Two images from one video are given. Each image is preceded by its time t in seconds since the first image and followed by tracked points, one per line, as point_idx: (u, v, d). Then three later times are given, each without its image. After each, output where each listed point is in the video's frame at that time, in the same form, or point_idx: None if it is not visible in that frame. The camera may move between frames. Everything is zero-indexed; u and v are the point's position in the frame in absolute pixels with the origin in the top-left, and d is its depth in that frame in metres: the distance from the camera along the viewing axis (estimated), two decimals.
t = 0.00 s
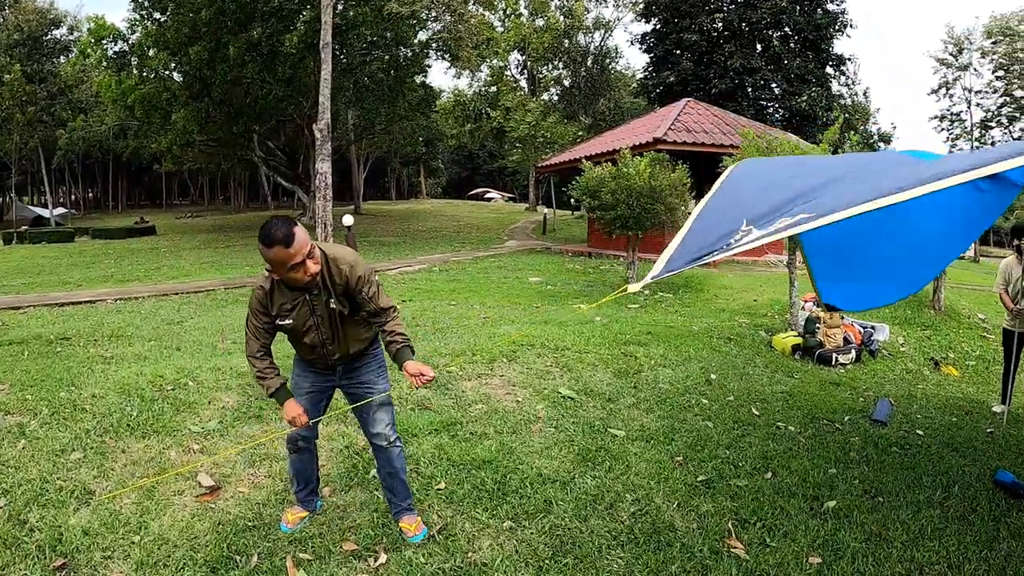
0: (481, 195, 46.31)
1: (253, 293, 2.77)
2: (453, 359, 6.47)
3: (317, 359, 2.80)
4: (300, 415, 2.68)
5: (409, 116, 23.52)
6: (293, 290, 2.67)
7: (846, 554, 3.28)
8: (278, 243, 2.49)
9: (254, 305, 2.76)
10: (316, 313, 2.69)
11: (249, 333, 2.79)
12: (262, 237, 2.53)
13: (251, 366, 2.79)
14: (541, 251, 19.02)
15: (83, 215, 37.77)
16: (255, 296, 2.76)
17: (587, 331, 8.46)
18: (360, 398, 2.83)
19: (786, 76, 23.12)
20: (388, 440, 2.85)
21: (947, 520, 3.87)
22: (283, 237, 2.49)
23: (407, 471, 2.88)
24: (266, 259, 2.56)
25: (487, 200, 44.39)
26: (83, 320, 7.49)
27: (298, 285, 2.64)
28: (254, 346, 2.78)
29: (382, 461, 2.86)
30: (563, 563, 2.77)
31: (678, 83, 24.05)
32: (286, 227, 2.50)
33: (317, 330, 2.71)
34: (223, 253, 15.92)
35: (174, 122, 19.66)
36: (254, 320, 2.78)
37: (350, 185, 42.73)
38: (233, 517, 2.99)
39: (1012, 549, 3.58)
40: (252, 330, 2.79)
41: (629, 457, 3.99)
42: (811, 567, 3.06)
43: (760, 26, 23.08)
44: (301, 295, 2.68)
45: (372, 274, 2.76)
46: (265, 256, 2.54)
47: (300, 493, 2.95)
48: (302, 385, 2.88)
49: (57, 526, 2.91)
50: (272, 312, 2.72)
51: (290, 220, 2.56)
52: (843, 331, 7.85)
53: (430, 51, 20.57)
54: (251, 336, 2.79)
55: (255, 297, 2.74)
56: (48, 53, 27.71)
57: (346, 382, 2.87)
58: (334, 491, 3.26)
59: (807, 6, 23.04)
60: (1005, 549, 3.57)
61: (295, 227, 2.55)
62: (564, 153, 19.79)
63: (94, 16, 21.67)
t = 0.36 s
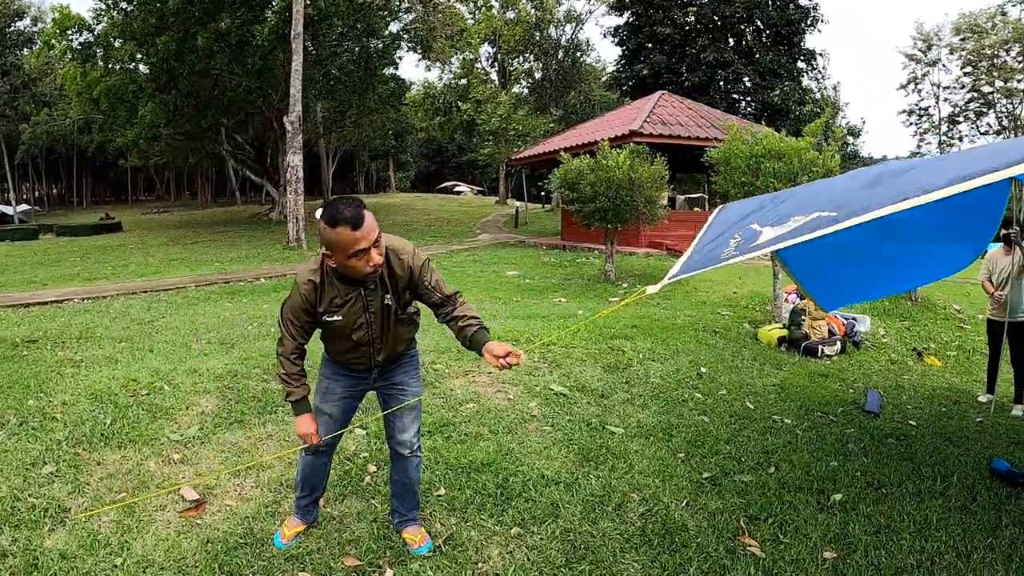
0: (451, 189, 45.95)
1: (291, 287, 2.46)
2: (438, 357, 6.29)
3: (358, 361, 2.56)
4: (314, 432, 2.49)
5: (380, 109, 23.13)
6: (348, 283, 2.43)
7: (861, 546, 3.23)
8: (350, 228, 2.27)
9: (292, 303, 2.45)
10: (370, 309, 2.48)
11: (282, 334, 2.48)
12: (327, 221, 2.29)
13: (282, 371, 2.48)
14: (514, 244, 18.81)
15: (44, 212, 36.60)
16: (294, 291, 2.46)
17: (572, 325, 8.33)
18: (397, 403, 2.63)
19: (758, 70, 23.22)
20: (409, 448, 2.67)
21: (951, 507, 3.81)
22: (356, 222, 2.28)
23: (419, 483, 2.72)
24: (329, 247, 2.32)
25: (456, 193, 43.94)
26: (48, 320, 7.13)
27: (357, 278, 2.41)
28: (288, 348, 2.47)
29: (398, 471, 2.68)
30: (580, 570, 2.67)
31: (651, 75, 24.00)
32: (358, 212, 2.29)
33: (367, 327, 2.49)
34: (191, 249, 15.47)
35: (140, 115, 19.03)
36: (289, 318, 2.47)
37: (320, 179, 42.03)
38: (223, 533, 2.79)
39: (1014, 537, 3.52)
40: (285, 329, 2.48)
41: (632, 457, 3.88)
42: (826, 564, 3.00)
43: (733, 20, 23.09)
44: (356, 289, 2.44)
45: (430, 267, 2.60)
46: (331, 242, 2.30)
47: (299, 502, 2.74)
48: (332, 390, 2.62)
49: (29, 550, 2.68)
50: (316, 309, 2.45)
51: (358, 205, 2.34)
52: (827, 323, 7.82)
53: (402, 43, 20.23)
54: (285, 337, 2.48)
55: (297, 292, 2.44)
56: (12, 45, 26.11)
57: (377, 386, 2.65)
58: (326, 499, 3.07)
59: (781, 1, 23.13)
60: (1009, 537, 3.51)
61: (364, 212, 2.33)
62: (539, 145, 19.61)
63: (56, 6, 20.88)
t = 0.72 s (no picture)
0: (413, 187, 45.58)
1: (312, 300, 2.26)
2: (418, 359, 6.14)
3: (375, 375, 2.43)
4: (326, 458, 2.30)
5: (343, 107, 22.76)
6: (379, 299, 2.28)
7: (863, 538, 3.23)
8: (399, 243, 2.13)
9: (313, 318, 2.25)
10: (396, 325, 2.34)
11: (298, 348, 2.27)
12: (372, 234, 2.13)
13: (293, 392, 2.28)
14: (481, 242, 18.65)
15: None
16: (314, 304, 2.26)
17: (549, 325, 8.24)
18: (409, 419, 2.54)
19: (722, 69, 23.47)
20: (416, 463, 2.58)
21: (942, 492, 3.84)
22: (404, 238, 2.14)
23: (421, 496, 2.64)
24: (371, 262, 2.16)
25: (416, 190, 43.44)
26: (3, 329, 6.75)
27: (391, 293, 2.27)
28: (303, 366, 2.27)
29: (405, 485, 2.59)
30: None
31: (615, 73, 24.07)
32: (405, 227, 2.15)
33: (391, 343, 2.36)
34: (152, 252, 14.96)
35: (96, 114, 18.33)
36: (306, 334, 2.27)
37: (281, 178, 41.18)
38: (215, 558, 2.64)
39: (1004, 523, 3.52)
40: (300, 346, 2.28)
41: (626, 458, 3.84)
42: (831, 558, 3.00)
43: (696, 19, 23.29)
44: (386, 305, 2.30)
45: (457, 285, 2.50)
46: (373, 256, 2.15)
47: (297, 521, 2.60)
48: (340, 403, 2.48)
49: None
50: (340, 325, 2.28)
51: (403, 216, 2.20)
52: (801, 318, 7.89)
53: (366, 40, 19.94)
54: (299, 354, 2.27)
55: (320, 306, 2.24)
56: None
57: (387, 399, 2.54)
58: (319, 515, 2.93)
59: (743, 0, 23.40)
60: (1000, 523, 3.50)
61: (411, 225, 2.19)
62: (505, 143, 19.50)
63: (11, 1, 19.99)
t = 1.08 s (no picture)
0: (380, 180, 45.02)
1: (317, 295, 2.12)
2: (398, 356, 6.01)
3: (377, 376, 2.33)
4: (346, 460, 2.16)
5: (311, 99, 22.31)
6: (390, 295, 2.18)
7: (861, 526, 3.23)
8: (421, 236, 2.05)
9: (317, 315, 2.11)
10: (404, 323, 2.26)
11: (298, 346, 2.14)
12: (391, 226, 2.04)
13: (298, 392, 2.13)
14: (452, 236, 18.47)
15: None
16: (319, 298, 2.13)
17: (529, 319, 8.14)
18: (410, 420, 2.45)
19: (694, 63, 23.54)
20: (416, 466, 2.48)
21: (934, 478, 3.87)
22: (426, 231, 2.06)
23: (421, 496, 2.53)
24: (388, 254, 2.06)
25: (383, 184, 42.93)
26: None
27: (402, 290, 2.18)
28: (306, 366, 2.14)
29: (402, 487, 2.49)
30: None
31: (587, 66, 23.99)
32: (427, 221, 2.07)
33: (397, 343, 2.27)
34: (117, 248, 14.50)
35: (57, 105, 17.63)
36: (309, 331, 2.13)
37: (247, 171, 40.31)
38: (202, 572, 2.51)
39: (993, 508, 3.54)
40: (303, 345, 2.14)
41: (620, 453, 3.81)
42: (831, 547, 3.01)
43: (668, 13, 23.32)
44: (395, 301, 2.20)
45: (465, 289, 2.45)
46: (391, 247, 2.05)
47: (288, 527, 2.46)
48: (338, 403, 2.37)
49: None
50: (345, 322, 2.16)
51: (421, 208, 2.12)
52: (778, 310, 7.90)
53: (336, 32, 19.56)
54: (302, 352, 2.14)
55: (327, 301, 2.11)
56: None
57: (388, 399, 2.44)
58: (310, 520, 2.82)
59: None
60: (989, 509, 3.51)
61: (431, 217, 2.12)
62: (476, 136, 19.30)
63: None
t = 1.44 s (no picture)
0: (354, 177, 44.45)
1: (321, 283, 2.02)
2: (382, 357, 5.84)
3: (387, 380, 2.22)
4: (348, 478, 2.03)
5: (283, 97, 21.89)
6: (395, 276, 2.09)
7: (867, 520, 3.16)
8: (420, 196, 1.97)
9: (324, 308, 2.00)
10: (414, 312, 2.16)
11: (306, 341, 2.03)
12: (394, 191, 1.97)
13: (308, 400, 1.98)
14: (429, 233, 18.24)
15: None
16: (324, 288, 2.02)
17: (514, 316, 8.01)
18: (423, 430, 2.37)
19: (670, 59, 23.56)
20: (423, 480, 2.42)
21: (931, 470, 3.77)
22: (426, 190, 1.98)
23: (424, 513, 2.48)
24: (389, 221, 1.98)
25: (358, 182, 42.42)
26: None
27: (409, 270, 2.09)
28: (317, 368, 2.01)
29: (411, 502, 2.43)
30: None
31: (562, 62, 23.87)
32: (425, 180, 2.00)
33: (408, 335, 2.18)
34: (87, 251, 14.08)
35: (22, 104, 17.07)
36: (317, 328, 2.01)
37: (217, 170, 39.55)
38: None
39: (992, 498, 3.45)
40: (312, 343, 2.02)
41: (619, 453, 3.74)
42: (841, 543, 2.96)
43: (643, 9, 23.29)
44: (402, 285, 2.11)
45: (481, 266, 2.36)
46: (392, 214, 1.97)
47: (343, 547, 2.41)
48: (351, 410, 2.23)
49: None
50: (353, 313, 2.05)
51: (420, 172, 2.06)
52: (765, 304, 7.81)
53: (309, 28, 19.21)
54: (312, 352, 2.01)
55: (333, 289, 2.00)
56: None
57: (402, 408, 2.35)
58: (307, 538, 2.73)
59: None
60: (990, 499, 3.42)
61: (432, 179, 2.06)
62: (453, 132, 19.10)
63: None
